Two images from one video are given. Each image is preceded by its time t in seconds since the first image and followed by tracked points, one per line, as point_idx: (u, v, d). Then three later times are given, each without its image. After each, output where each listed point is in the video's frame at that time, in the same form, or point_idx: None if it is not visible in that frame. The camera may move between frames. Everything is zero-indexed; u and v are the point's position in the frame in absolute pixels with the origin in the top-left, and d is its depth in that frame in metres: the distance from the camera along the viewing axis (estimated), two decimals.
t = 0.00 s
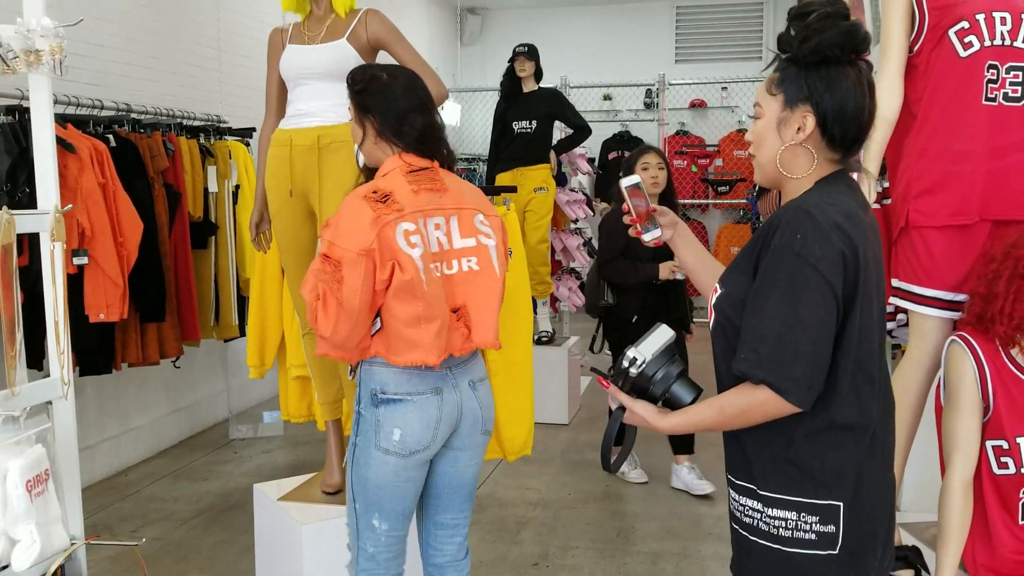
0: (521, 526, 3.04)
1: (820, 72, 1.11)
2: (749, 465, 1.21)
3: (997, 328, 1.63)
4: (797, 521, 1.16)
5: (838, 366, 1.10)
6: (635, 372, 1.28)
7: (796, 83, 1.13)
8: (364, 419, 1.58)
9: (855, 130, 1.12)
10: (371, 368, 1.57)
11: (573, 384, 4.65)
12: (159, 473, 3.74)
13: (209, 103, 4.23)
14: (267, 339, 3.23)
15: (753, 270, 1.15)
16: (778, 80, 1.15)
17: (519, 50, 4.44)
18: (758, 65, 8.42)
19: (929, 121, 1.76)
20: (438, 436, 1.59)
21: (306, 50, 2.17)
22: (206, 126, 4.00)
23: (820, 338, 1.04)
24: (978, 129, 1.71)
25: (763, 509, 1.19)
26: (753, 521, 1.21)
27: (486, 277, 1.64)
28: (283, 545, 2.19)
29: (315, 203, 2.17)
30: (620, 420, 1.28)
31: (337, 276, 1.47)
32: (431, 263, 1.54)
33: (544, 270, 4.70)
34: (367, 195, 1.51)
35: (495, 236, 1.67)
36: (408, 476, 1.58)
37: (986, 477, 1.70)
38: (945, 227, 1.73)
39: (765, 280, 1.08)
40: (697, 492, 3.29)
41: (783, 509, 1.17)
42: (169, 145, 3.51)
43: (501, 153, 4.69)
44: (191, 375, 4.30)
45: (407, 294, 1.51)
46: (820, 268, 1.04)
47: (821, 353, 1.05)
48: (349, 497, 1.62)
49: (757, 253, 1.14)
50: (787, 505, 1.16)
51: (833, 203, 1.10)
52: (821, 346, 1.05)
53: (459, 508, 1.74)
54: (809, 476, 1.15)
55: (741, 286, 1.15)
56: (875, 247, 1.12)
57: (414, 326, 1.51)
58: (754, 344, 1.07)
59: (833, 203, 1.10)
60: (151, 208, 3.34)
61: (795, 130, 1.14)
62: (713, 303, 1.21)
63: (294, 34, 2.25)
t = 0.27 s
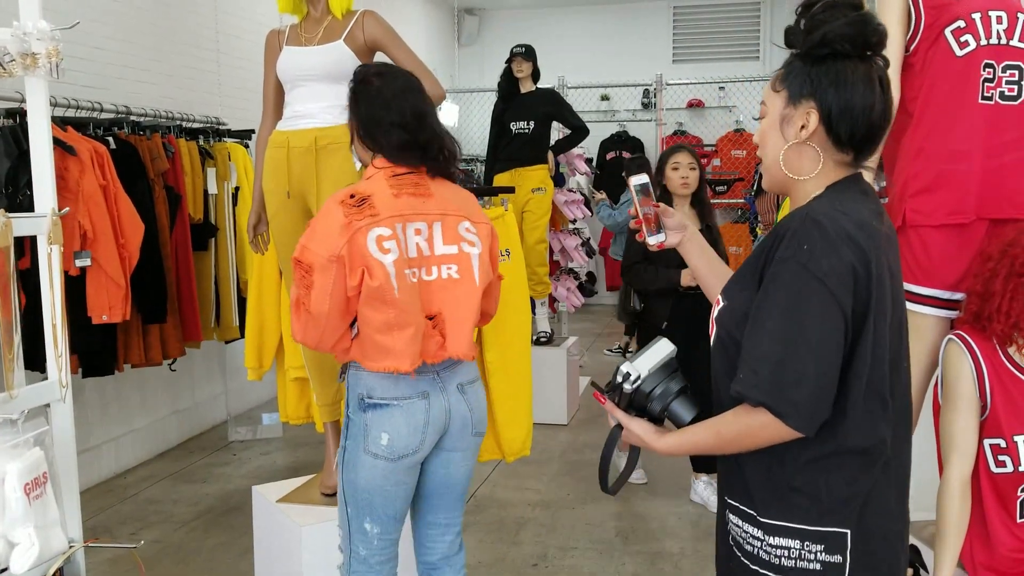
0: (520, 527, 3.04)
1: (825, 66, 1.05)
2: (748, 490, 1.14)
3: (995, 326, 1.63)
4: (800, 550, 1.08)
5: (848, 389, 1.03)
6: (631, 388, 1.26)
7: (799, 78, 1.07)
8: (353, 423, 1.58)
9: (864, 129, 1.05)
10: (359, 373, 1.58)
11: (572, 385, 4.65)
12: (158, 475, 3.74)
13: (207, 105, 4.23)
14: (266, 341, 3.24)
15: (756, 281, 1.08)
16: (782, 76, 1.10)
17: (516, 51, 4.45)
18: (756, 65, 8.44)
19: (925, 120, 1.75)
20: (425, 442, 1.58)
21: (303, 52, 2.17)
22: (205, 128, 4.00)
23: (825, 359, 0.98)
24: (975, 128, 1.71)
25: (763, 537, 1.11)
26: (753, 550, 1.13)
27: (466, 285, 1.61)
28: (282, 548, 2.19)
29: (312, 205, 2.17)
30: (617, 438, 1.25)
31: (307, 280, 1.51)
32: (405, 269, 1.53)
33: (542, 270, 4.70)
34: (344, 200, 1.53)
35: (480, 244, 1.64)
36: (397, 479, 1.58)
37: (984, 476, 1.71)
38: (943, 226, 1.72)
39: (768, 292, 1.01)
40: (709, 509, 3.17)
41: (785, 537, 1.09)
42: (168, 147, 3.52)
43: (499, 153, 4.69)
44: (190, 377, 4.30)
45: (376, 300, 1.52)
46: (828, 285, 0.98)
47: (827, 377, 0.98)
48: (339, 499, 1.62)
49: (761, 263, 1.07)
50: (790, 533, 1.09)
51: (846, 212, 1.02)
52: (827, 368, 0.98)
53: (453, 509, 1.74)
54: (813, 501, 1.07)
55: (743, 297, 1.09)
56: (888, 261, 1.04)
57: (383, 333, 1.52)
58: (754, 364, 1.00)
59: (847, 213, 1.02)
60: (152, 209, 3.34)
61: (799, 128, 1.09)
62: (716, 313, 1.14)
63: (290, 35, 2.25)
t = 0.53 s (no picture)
0: (519, 528, 3.03)
1: (809, 56, 1.00)
2: (746, 505, 1.09)
3: (992, 327, 1.63)
4: (803, 569, 1.05)
5: (848, 398, 0.99)
6: (616, 408, 1.19)
7: (784, 69, 1.03)
8: (364, 424, 1.58)
9: (849, 122, 1.00)
10: (371, 372, 1.57)
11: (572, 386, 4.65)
12: (158, 478, 3.74)
13: (206, 107, 4.23)
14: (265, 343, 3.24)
15: (747, 288, 1.04)
16: (768, 65, 1.06)
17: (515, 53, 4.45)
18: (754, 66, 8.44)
19: (922, 120, 1.75)
20: (438, 437, 1.61)
21: (300, 54, 2.18)
22: (204, 130, 4.01)
23: (822, 368, 0.93)
24: (972, 129, 1.71)
25: (764, 555, 1.07)
26: (753, 568, 1.09)
27: (486, 279, 1.66)
28: (281, 550, 2.19)
29: (311, 207, 2.17)
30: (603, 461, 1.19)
31: (350, 275, 1.49)
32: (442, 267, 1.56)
33: (541, 271, 4.70)
34: (388, 198, 1.54)
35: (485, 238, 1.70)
36: (413, 477, 1.59)
37: (982, 476, 1.71)
38: (941, 227, 1.72)
39: (759, 299, 0.96)
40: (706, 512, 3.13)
41: (787, 555, 1.05)
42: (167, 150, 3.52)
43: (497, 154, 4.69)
44: (189, 379, 4.30)
45: (420, 298, 1.52)
46: (825, 288, 0.93)
47: (825, 387, 0.94)
48: (350, 504, 1.62)
49: (752, 268, 1.03)
50: (793, 551, 1.05)
51: (838, 211, 0.98)
52: (825, 376, 0.93)
53: (461, 501, 1.76)
54: (813, 516, 1.04)
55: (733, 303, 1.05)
56: (881, 263, 1.01)
57: (425, 331, 1.53)
58: (748, 377, 0.95)
59: (839, 211, 0.98)
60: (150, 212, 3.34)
61: (782, 121, 1.04)
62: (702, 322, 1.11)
63: (288, 37, 2.25)
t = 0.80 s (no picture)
0: (520, 531, 3.03)
1: (784, 47, 1.00)
2: (761, 507, 1.08)
3: (991, 325, 1.63)
4: (827, 568, 1.05)
5: (848, 391, 1.00)
6: (607, 404, 1.19)
7: (760, 60, 1.03)
8: (394, 424, 1.58)
9: (821, 113, 0.98)
10: (400, 372, 1.57)
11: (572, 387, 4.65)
12: (159, 483, 3.74)
13: (204, 112, 4.23)
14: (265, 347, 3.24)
15: (745, 288, 1.02)
16: (749, 56, 1.05)
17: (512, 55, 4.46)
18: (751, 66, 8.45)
19: (919, 119, 1.76)
20: (462, 431, 1.63)
21: (297, 58, 2.18)
22: (201, 135, 4.01)
23: (823, 364, 0.93)
24: (969, 127, 1.72)
25: (785, 557, 1.06)
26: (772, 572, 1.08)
27: (490, 271, 1.77)
28: (281, 554, 2.19)
29: (309, 211, 2.17)
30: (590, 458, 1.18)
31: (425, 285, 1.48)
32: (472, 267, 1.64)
33: (540, 273, 4.70)
34: (439, 208, 1.56)
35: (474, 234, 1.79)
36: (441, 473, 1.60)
37: (982, 474, 1.71)
38: (939, 225, 1.73)
39: (758, 295, 0.95)
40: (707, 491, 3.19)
41: (811, 556, 1.05)
42: (163, 155, 3.53)
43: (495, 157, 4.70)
44: (189, 384, 4.30)
45: (467, 301, 1.57)
46: (826, 284, 0.92)
47: (825, 384, 0.93)
48: (375, 506, 1.61)
49: (750, 266, 1.01)
50: (816, 551, 1.04)
51: (835, 205, 0.98)
52: (825, 374, 0.93)
53: (477, 498, 1.78)
54: (829, 514, 1.04)
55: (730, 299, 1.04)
56: (876, 257, 1.01)
57: (464, 330, 1.60)
58: (750, 376, 0.94)
59: (837, 205, 0.98)
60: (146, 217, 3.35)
61: (755, 113, 1.04)
62: (700, 324, 1.09)
63: (286, 42, 2.26)
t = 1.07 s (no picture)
0: (522, 532, 3.03)
1: (793, 47, 1.00)
2: (756, 498, 1.08)
3: (992, 325, 1.63)
4: (820, 561, 1.05)
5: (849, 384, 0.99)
6: (615, 398, 1.19)
7: (768, 61, 1.04)
8: (388, 425, 1.58)
9: (831, 114, 0.99)
10: (392, 373, 1.58)
11: (573, 389, 4.66)
12: (160, 485, 3.74)
13: (204, 114, 4.24)
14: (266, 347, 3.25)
15: (753, 279, 1.03)
16: (757, 58, 1.06)
17: (513, 57, 4.47)
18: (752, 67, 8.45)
19: (920, 121, 1.76)
20: (456, 431, 1.64)
21: (298, 61, 2.18)
22: (201, 137, 4.01)
23: (829, 357, 0.92)
24: (970, 128, 1.72)
25: (779, 547, 1.07)
26: (768, 561, 1.08)
27: (485, 279, 1.77)
28: (283, 556, 2.19)
29: (311, 212, 2.18)
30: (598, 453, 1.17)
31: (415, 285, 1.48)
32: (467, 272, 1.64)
33: (541, 274, 4.69)
34: (438, 211, 1.56)
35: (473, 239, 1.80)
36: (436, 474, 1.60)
37: (984, 475, 1.70)
38: (940, 227, 1.73)
39: (765, 286, 0.95)
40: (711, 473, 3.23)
41: (803, 548, 1.05)
42: (162, 157, 3.54)
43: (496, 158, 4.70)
44: (190, 386, 4.31)
45: (458, 305, 1.57)
46: (833, 276, 0.92)
47: (831, 376, 0.93)
48: (372, 509, 1.61)
49: (757, 256, 1.02)
50: (809, 543, 1.05)
51: (843, 201, 0.97)
52: (831, 367, 0.93)
53: (473, 500, 1.78)
54: (832, 510, 1.04)
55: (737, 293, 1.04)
56: (884, 254, 1.01)
57: (455, 335, 1.60)
58: (755, 366, 0.94)
59: (844, 200, 0.98)
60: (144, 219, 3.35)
61: (766, 114, 1.05)
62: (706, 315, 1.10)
63: (287, 44, 2.26)
